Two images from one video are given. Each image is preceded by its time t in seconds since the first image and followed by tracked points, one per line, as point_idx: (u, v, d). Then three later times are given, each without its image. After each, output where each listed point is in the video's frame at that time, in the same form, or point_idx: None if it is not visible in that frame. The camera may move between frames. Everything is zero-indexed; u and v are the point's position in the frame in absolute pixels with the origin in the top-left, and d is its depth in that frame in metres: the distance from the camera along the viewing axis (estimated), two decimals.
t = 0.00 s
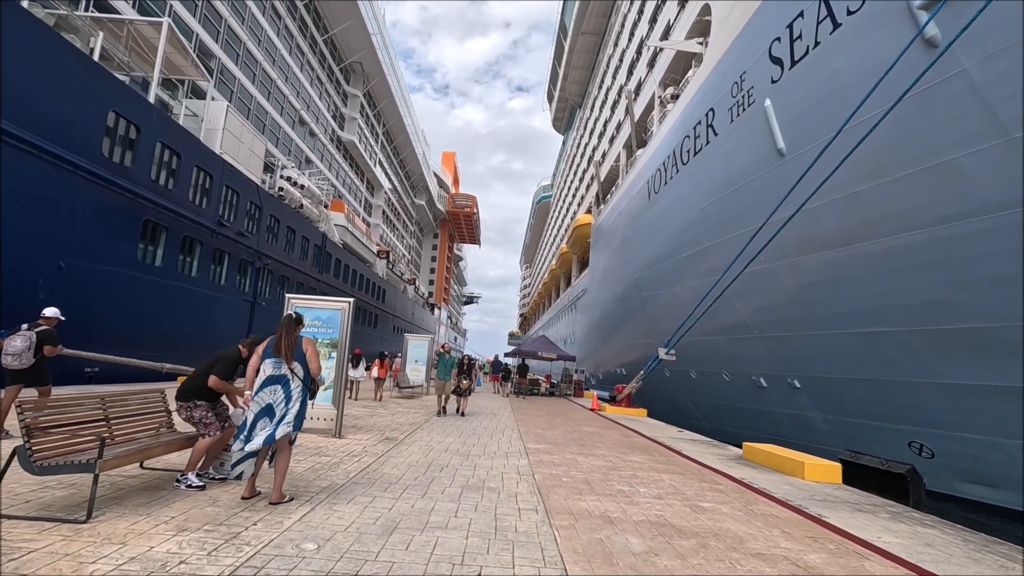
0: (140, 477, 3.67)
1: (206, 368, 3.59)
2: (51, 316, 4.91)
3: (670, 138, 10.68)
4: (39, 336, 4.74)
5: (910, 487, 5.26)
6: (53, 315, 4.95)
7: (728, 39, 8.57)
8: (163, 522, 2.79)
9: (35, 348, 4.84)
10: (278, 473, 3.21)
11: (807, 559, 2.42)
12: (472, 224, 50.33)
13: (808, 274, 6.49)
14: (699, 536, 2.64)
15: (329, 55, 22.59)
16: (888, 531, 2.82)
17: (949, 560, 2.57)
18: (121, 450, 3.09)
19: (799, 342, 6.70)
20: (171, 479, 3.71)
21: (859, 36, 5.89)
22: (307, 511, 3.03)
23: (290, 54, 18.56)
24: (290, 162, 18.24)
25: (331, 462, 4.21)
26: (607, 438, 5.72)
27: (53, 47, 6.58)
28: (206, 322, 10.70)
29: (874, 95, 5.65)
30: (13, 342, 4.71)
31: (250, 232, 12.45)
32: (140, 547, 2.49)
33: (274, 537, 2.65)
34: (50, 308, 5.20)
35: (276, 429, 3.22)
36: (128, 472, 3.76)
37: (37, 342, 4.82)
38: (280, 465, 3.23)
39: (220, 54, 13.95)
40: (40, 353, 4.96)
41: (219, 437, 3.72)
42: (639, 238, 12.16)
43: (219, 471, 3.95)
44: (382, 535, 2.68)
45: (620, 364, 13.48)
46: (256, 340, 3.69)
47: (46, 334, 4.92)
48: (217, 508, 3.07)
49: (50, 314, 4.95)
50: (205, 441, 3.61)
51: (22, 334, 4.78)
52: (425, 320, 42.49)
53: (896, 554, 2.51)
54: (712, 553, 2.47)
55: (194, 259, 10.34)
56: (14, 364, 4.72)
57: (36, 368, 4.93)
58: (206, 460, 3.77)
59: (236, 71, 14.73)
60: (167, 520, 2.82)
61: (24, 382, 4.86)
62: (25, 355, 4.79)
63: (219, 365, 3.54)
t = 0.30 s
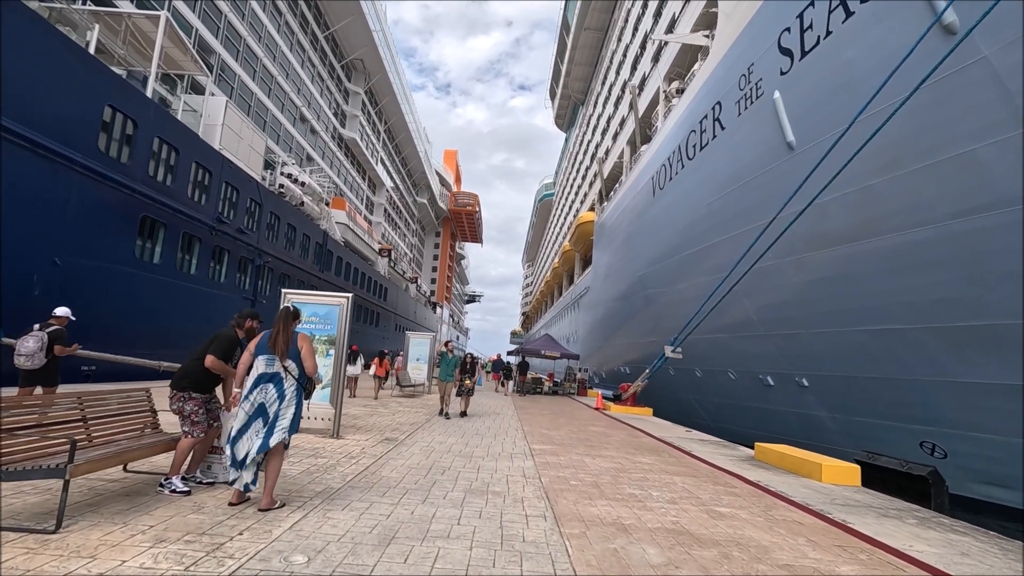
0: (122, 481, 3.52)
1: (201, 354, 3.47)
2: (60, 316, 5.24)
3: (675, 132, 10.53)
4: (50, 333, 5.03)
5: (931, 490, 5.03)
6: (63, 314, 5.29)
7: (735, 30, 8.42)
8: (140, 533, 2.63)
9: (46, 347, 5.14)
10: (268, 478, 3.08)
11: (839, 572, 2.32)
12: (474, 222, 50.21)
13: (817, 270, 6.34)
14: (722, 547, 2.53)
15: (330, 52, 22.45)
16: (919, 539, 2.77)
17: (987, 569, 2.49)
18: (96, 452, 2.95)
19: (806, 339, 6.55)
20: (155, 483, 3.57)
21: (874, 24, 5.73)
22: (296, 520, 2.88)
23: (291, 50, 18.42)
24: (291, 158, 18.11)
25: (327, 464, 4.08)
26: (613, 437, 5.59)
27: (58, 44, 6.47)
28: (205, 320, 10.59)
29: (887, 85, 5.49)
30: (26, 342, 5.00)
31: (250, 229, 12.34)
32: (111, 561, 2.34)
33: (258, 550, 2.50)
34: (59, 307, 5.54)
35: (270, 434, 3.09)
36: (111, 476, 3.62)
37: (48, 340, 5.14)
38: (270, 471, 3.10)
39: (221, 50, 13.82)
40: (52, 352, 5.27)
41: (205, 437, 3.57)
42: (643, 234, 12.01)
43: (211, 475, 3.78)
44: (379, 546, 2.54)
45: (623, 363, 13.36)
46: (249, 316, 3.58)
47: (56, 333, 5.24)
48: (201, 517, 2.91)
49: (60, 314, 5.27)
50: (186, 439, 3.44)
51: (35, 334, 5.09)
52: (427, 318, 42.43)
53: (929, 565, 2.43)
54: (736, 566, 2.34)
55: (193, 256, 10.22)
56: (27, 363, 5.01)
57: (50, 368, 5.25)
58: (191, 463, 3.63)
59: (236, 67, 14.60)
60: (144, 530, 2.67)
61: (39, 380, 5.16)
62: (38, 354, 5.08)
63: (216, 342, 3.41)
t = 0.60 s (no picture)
0: (99, 493, 3.32)
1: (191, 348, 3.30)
2: (69, 317, 5.34)
3: (679, 128, 10.37)
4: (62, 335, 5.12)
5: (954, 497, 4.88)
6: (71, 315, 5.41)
7: (742, 24, 8.25)
8: (109, 554, 2.44)
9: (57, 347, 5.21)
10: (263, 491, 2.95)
11: None
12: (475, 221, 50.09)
13: (827, 268, 6.17)
14: (746, 564, 2.41)
15: (331, 50, 22.31)
16: (954, 553, 2.70)
17: None
18: (64, 463, 2.66)
19: (815, 339, 6.38)
20: (131, 496, 3.34)
21: (887, 15, 5.57)
22: (284, 537, 2.70)
23: (290, 47, 18.28)
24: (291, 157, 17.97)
25: (322, 471, 3.92)
26: (619, 440, 5.45)
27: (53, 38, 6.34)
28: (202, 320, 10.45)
29: (901, 78, 5.33)
30: (37, 343, 5.05)
31: (248, 227, 12.21)
32: None
33: (243, 571, 2.33)
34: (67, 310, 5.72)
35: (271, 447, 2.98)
36: (89, 486, 3.43)
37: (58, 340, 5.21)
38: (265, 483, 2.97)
39: (219, 47, 13.68)
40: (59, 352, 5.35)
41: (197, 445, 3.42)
42: (646, 232, 11.86)
43: (194, 485, 3.68)
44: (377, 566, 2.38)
45: (626, 362, 13.22)
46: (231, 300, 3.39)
47: (66, 333, 5.34)
48: (180, 533, 2.72)
49: (68, 315, 5.38)
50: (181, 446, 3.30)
51: (44, 334, 5.13)
52: (428, 317, 42.31)
53: None
54: None
55: (190, 254, 10.09)
56: (39, 363, 5.05)
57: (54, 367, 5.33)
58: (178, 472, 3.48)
59: (235, 63, 14.47)
60: (115, 550, 2.47)
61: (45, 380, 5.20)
62: (49, 354, 5.13)
63: (204, 333, 3.22)
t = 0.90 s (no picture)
0: (66, 497, 3.13)
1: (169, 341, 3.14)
2: (69, 312, 5.37)
3: (681, 123, 10.24)
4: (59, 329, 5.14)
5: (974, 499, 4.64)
6: (70, 311, 5.43)
7: (747, 15, 8.11)
8: (66, 568, 2.26)
9: (55, 342, 5.25)
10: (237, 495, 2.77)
11: None
12: (475, 219, 49.96)
13: (833, 263, 6.03)
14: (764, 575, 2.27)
15: (330, 46, 22.16)
16: (987, 562, 2.56)
17: None
18: (26, 466, 2.47)
19: (820, 336, 6.25)
20: (98, 501, 3.12)
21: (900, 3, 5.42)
22: (264, 548, 2.55)
23: (289, 42, 18.12)
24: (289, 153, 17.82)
25: (311, 474, 3.78)
26: (624, 440, 5.32)
27: (40, 27, 6.18)
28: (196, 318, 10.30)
29: (913, 68, 5.18)
30: (36, 338, 5.10)
31: (245, 223, 12.07)
32: None
33: None
34: (70, 305, 5.68)
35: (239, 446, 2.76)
36: (59, 490, 3.26)
37: (57, 335, 5.25)
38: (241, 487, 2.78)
39: (217, 42, 13.53)
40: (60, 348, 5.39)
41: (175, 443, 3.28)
42: (648, 229, 11.72)
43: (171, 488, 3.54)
44: None
45: (627, 360, 13.11)
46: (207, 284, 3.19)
47: (65, 329, 5.36)
48: (148, 543, 2.56)
49: (67, 311, 5.42)
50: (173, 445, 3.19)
51: (43, 330, 5.19)
52: (428, 315, 42.19)
53: None
54: None
55: (186, 251, 9.95)
56: (37, 358, 5.10)
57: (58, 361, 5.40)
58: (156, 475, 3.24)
59: (232, 58, 14.32)
60: (72, 564, 2.28)
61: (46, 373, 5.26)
62: (47, 349, 5.19)
63: (182, 323, 3.07)
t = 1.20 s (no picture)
0: (25, 513, 2.93)
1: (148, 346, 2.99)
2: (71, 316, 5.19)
3: (683, 119, 10.09)
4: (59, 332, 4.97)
5: (993, 505, 4.39)
6: (74, 315, 5.26)
7: (751, 8, 7.96)
8: None
9: (56, 345, 5.05)
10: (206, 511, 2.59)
11: None
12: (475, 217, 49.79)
13: (839, 261, 5.88)
14: None
15: (328, 42, 21.96)
16: None
17: None
18: None
19: (824, 335, 6.10)
20: (59, 517, 2.93)
21: None
22: (233, 573, 2.37)
23: (286, 38, 17.94)
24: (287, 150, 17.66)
25: (296, 483, 3.63)
26: (625, 442, 5.20)
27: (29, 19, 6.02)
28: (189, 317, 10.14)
29: (924, 59, 5.03)
30: (35, 341, 4.91)
31: (241, 220, 11.93)
32: None
33: None
34: (74, 312, 5.48)
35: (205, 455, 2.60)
36: (21, 504, 3.08)
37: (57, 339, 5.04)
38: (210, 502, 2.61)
39: (213, 37, 13.35)
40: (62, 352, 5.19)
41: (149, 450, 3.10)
42: (648, 226, 11.58)
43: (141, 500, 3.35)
44: None
45: (627, 358, 12.99)
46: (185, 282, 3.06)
47: (66, 332, 5.17)
48: (107, 567, 2.38)
49: (70, 315, 5.23)
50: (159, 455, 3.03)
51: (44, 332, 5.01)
52: (427, 313, 42.04)
53: None
54: None
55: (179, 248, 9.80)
56: (37, 360, 4.91)
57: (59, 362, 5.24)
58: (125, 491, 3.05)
59: (228, 53, 14.14)
60: None
61: (46, 374, 5.11)
62: (47, 352, 4.99)
63: (160, 328, 2.91)
